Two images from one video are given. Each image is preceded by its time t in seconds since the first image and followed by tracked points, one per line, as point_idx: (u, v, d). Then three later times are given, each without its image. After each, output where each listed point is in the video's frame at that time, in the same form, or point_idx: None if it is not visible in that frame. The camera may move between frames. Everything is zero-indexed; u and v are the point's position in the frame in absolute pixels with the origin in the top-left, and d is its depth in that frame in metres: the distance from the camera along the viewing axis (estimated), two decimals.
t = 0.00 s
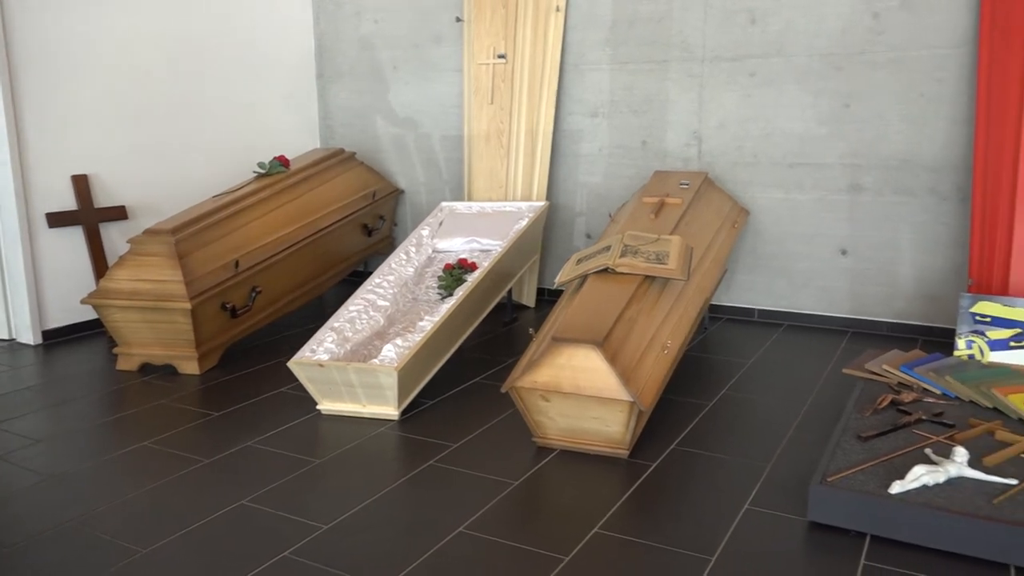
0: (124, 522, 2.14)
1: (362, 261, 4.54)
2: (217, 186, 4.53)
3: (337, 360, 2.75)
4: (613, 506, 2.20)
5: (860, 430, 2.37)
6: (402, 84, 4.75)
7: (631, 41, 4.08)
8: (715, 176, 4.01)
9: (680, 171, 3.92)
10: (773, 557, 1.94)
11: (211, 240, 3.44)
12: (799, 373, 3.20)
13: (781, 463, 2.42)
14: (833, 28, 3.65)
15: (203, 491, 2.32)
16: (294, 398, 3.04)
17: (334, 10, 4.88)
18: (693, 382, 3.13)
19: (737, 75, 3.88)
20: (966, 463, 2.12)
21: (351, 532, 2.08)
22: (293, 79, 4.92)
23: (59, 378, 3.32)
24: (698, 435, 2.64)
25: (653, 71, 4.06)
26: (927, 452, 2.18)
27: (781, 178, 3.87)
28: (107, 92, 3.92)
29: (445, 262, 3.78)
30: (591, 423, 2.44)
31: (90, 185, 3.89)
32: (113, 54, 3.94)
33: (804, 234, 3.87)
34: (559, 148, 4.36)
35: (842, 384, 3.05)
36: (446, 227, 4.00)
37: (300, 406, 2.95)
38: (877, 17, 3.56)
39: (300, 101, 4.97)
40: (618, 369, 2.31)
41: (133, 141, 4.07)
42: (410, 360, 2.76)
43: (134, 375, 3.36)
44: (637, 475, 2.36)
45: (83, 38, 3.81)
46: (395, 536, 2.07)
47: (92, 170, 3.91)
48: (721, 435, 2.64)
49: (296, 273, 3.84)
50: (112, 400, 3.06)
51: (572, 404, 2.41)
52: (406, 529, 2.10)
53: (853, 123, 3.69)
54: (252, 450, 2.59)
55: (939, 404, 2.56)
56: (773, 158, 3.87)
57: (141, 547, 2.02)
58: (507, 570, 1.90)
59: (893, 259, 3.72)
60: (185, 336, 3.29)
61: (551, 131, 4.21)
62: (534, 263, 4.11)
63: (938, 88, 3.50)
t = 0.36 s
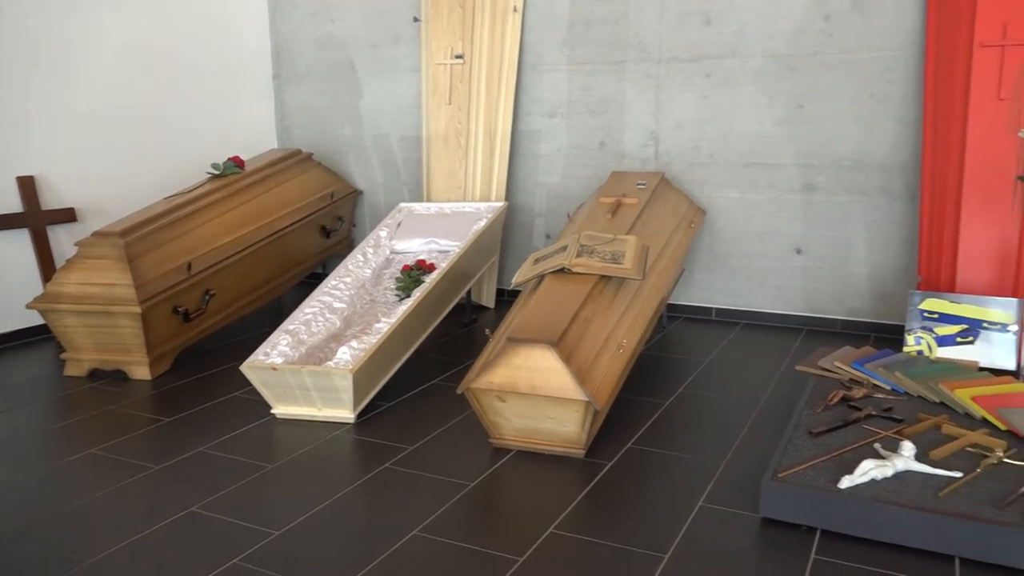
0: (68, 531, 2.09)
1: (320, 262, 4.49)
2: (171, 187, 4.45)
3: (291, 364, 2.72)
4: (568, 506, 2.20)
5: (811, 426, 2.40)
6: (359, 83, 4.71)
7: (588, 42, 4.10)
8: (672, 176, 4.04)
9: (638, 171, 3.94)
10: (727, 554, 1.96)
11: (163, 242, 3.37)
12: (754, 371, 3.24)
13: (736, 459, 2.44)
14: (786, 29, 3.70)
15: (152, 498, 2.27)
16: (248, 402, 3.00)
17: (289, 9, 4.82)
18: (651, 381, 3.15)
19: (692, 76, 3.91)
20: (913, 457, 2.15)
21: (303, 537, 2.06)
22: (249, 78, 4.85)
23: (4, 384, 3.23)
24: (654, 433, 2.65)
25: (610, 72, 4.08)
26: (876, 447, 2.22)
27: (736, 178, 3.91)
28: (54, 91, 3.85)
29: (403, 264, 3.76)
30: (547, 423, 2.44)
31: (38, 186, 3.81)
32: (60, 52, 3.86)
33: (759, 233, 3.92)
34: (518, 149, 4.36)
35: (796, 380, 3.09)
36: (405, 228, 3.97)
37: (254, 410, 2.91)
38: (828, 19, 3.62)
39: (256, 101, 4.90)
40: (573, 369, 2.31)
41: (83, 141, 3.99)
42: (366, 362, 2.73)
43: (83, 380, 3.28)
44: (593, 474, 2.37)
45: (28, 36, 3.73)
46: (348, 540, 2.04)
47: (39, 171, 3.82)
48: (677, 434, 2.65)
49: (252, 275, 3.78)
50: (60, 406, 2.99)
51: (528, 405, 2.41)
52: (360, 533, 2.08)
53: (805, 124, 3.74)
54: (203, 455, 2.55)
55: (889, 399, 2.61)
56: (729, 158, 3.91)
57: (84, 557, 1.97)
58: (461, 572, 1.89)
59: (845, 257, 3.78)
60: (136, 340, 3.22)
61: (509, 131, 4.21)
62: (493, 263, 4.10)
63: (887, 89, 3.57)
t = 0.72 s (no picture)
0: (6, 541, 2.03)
1: (276, 262, 4.43)
2: (120, 186, 4.35)
3: (241, 365, 2.68)
4: (521, 504, 2.20)
5: (762, 420, 2.43)
6: (314, 81, 4.66)
7: (543, 40, 4.10)
8: (627, 174, 4.07)
9: (593, 169, 3.96)
10: (677, 549, 1.97)
11: (109, 242, 3.30)
12: (709, 366, 3.27)
13: (688, 455, 2.46)
14: (738, 28, 3.74)
15: (95, 505, 2.22)
16: (199, 405, 2.94)
17: (242, 5, 4.74)
18: (607, 378, 3.16)
19: (647, 74, 3.93)
20: (859, 449, 2.19)
21: (252, 542, 2.03)
22: (201, 75, 4.76)
23: None
24: (608, 430, 2.66)
25: (565, 70, 4.08)
26: (823, 440, 2.25)
27: (691, 176, 3.94)
28: None
29: (359, 263, 3.72)
30: (501, 422, 2.44)
31: None
32: None
33: (714, 230, 3.96)
34: (475, 147, 4.35)
35: (749, 375, 3.13)
36: (360, 227, 3.93)
37: (204, 413, 2.86)
38: (779, 18, 3.66)
39: (209, 98, 4.82)
40: (525, 367, 2.31)
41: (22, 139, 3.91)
42: (318, 363, 2.70)
43: (28, 385, 3.20)
44: (547, 472, 2.37)
45: None
46: (297, 543, 2.02)
47: None
48: (631, 430, 2.66)
49: (204, 276, 3.72)
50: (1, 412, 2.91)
51: (481, 404, 2.40)
52: (310, 536, 2.06)
53: (757, 122, 3.78)
54: (150, 460, 2.50)
55: (838, 391, 2.66)
56: (683, 156, 3.94)
57: (22, 567, 1.92)
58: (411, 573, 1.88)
59: (798, 253, 3.83)
60: (81, 343, 3.15)
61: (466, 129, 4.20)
62: (451, 262, 4.08)
63: (837, 88, 3.62)
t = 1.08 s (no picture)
0: None
1: (228, 266, 4.36)
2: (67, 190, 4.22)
3: (186, 372, 2.63)
4: (469, 508, 2.19)
5: (710, 420, 2.45)
6: (266, 82, 4.60)
7: (497, 42, 4.10)
8: (581, 176, 4.08)
9: (548, 171, 3.97)
10: (624, 550, 1.98)
11: (51, 248, 3.22)
12: (661, 367, 3.29)
13: (637, 456, 2.47)
14: (689, 30, 3.77)
15: (32, 518, 2.16)
16: (144, 413, 2.88)
17: (191, 5, 4.66)
18: (561, 380, 3.17)
19: (600, 77, 3.95)
20: (803, 447, 2.22)
21: (195, 553, 1.99)
22: (152, 76, 4.66)
23: None
24: (559, 432, 2.67)
25: (519, 72, 4.09)
26: (768, 439, 2.28)
27: (644, 178, 3.97)
28: None
29: (311, 267, 3.69)
30: (450, 426, 2.43)
31: None
32: None
33: (667, 231, 3.99)
34: (429, 149, 4.33)
35: (700, 375, 3.16)
36: (313, 230, 3.89)
37: (149, 422, 2.80)
38: (729, 21, 3.71)
39: (159, 100, 4.72)
40: (473, 370, 2.30)
41: None
42: (265, 369, 2.67)
43: None
44: (496, 475, 2.36)
45: None
46: (241, 554, 1.98)
47: None
48: (582, 432, 2.67)
49: (151, 281, 3.64)
50: None
51: (430, 408, 2.39)
52: (255, 546, 2.02)
53: (709, 124, 3.82)
54: (91, 471, 2.43)
55: (784, 390, 2.69)
56: (636, 158, 3.97)
57: None
58: None
59: (748, 254, 3.88)
60: (22, 351, 3.06)
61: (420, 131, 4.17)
62: (406, 265, 4.06)
63: (785, 91, 3.68)
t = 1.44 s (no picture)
0: None
1: (176, 270, 4.28)
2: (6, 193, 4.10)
3: (124, 380, 2.58)
4: (413, 513, 2.17)
5: (655, 419, 2.47)
6: (213, 83, 4.52)
7: (447, 43, 4.08)
8: (532, 176, 4.09)
9: (498, 172, 3.96)
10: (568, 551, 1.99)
11: None
12: (610, 366, 3.31)
13: (584, 456, 2.48)
14: (636, 31, 3.80)
15: None
16: (83, 423, 2.81)
17: (135, 4, 4.56)
18: (511, 380, 3.17)
19: (550, 78, 3.96)
20: (744, 444, 2.25)
21: (130, 565, 1.94)
22: (95, 76, 4.55)
23: None
24: (507, 433, 2.67)
25: (469, 73, 4.07)
26: (711, 437, 2.31)
27: (595, 178, 3.99)
28: None
29: (258, 270, 3.64)
30: (395, 429, 2.41)
31: None
32: None
33: (617, 231, 4.01)
34: (380, 150, 4.30)
35: (648, 375, 3.18)
36: (260, 233, 3.84)
37: (87, 431, 2.74)
38: (675, 23, 3.74)
39: (103, 101, 4.61)
40: (416, 373, 2.29)
41: None
42: (207, 374, 2.62)
43: None
44: (442, 478, 2.35)
45: None
46: (177, 565, 1.94)
47: None
48: (530, 433, 2.67)
49: (93, 287, 3.56)
50: None
51: (374, 412, 2.37)
52: (192, 556, 1.99)
53: (657, 124, 3.85)
54: (24, 483, 2.37)
55: (729, 388, 2.73)
56: (587, 158, 3.98)
57: None
58: None
59: (697, 253, 3.92)
60: None
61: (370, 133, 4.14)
62: (357, 267, 4.02)
63: (731, 91, 3.71)
